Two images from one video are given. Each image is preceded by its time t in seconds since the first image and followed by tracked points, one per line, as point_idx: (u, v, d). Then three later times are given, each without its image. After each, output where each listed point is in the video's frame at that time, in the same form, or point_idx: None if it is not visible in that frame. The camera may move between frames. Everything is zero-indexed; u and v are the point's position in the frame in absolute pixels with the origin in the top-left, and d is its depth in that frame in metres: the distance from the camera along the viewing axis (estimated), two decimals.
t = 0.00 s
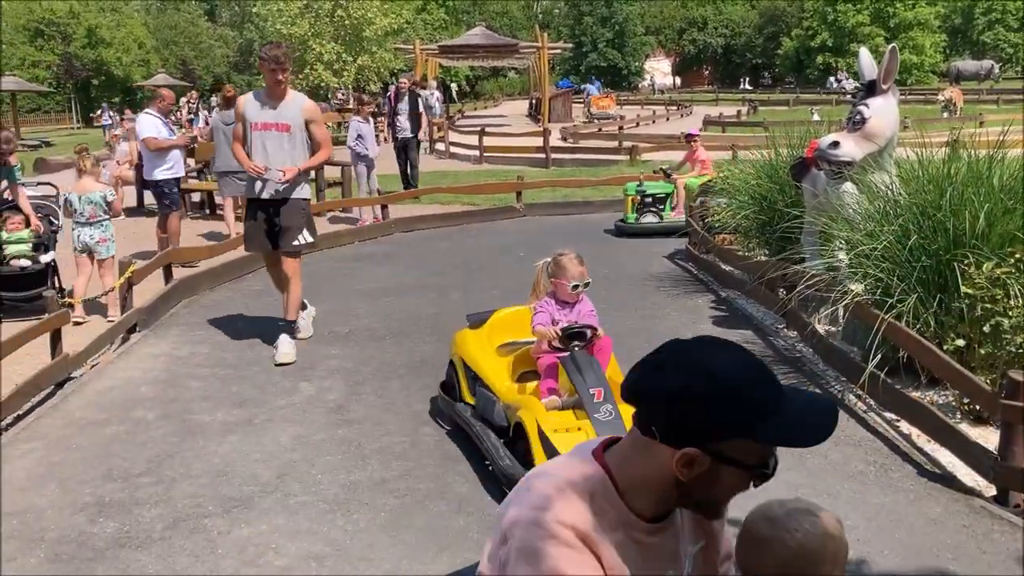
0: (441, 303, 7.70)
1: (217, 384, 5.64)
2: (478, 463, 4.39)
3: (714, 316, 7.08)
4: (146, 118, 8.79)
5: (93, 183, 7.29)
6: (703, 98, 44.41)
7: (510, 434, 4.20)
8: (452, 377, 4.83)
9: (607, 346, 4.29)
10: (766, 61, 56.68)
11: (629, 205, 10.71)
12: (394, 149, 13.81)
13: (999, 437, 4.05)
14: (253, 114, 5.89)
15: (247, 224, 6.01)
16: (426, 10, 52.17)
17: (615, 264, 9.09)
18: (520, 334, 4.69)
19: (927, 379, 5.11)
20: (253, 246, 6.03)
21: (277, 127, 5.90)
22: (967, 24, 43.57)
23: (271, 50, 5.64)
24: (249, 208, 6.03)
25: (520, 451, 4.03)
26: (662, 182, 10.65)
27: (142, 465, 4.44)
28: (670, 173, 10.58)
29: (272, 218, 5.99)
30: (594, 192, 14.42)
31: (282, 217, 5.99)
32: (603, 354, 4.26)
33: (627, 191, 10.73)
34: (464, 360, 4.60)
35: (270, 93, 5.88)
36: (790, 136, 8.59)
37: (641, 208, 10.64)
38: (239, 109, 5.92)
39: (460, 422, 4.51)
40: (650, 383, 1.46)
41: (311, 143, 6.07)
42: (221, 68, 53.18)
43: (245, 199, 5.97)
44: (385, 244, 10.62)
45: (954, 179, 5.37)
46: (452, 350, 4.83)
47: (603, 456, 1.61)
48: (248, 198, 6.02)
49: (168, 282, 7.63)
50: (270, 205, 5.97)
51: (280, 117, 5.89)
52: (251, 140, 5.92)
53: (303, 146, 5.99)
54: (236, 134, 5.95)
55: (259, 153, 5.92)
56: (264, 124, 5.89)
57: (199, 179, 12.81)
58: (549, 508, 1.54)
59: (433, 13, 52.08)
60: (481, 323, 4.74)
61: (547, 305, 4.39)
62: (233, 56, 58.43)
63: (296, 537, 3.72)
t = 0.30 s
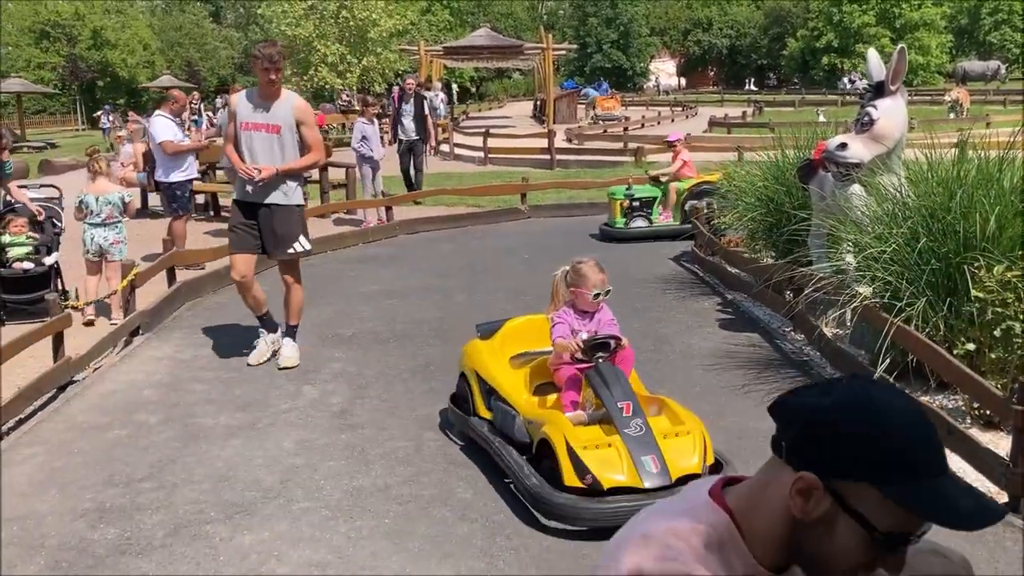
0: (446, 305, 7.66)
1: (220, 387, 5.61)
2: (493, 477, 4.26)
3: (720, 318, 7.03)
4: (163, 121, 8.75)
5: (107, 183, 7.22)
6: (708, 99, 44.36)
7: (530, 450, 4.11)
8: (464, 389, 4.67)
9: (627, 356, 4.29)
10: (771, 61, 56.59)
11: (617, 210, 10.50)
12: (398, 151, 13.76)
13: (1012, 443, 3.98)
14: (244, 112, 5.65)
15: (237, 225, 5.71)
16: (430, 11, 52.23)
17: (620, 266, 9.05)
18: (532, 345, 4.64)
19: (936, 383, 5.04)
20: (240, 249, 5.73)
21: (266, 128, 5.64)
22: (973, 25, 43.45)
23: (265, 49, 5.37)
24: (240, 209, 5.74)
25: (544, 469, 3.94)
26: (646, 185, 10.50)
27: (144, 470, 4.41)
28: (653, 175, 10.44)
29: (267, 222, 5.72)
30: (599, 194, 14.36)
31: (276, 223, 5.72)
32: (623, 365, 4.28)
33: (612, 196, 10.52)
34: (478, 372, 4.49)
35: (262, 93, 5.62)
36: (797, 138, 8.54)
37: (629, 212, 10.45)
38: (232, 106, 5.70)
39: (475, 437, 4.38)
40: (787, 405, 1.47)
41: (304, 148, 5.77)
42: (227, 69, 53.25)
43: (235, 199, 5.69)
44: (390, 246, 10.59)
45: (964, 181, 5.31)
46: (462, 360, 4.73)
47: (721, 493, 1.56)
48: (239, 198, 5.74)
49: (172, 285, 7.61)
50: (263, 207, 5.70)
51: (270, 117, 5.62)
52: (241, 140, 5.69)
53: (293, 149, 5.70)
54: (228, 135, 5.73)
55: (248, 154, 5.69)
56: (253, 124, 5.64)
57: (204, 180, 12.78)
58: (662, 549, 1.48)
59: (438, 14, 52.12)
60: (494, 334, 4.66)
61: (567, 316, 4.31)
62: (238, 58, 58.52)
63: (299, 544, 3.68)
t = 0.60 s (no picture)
0: (449, 308, 7.63)
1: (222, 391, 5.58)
2: (511, 492, 4.14)
3: (725, 321, 6.99)
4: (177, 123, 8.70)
5: (109, 186, 7.15)
6: (713, 100, 44.29)
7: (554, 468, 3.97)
8: (477, 402, 4.55)
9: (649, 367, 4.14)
10: (775, 62, 56.48)
11: (596, 213, 10.34)
12: (401, 152, 13.70)
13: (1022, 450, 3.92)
14: (223, 121, 5.43)
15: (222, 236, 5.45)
16: (435, 12, 52.25)
17: (624, 268, 9.02)
18: (541, 358, 4.56)
19: (944, 387, 4.98)
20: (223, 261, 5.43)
21: (249, 135, 5.42)
22: (979, 25, 43.29)
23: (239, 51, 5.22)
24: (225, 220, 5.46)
25: (569, 486, 3.80)
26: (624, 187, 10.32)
27: (144, 475, 4.38)
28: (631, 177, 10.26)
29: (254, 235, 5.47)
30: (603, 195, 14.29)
31: (265, 234, 5.47)
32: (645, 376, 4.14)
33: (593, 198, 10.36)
34: (492, 386, 4.37)
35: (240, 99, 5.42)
36: (803, 139, 8.49)
37: (609, 215, 10.30)
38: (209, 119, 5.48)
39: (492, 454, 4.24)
40: (927, 449, 1.28)
41: (289, 154, 5.55)
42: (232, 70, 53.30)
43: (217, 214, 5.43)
44: (394, 248, 10.57)
45: (972, 183, 5.25)
46: (472, 372, 4.65)
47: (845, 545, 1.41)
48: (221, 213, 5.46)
49: (174, 287, 7.59)
50: (250, 219, 5.45)
51: (250, 124, 5.40)
52: (224, 150, 5.46)
53: (278, 155, 5.47)
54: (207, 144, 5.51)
55: (232, 165, 5.45)
56: (234, 132, 5.42)
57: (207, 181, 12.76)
58: None
59: (443, 15, 52.11)
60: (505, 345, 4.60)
61: (583, 326, 4.18)
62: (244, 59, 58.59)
63: (298, 551, 3.64)
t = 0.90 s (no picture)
0: (451, 310, 7.58)
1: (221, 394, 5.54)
2: (535, 517, 3.92)
3: (728, 323, 6.93)
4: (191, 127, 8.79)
5: (104, 188, 7.13)
6: (717, 100, 44.23)
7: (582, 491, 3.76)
8: (491, 420, 4.33)
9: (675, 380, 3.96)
10: (780, 63, 56.37)
11: (587, 219, 9.99)
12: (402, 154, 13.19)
13: None
14: (186, 122, 5.11)
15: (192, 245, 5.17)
16: (439, 13, 52.23)
17: (627, 270, 8.97)
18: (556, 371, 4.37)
19: (950, 391, 4.93)
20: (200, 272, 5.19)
21: (214, 134, 5.11)
22: (985, 25, 43.17)
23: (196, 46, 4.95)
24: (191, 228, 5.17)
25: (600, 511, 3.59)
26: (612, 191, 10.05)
27: (141, 480, 4.34)
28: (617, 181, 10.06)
29: (224, 242, 5.18)
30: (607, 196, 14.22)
31: (235, 239, 5.17)
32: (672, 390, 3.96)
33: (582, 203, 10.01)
34: (510, 405, 4.15)
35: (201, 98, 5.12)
36: (807, 140, 8.43)
37: (600, 220, 9.98)
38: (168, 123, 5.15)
39: (512, 476, 4.03)
40: None
41: (257, 151, 5.27)
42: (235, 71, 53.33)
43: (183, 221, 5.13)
44: (396, 249, 10.53)
45: (979, 184, 5.18)
46: (484, 388, 4.43)
47: None
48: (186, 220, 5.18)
49: (174, 289, 7.55)
50: (216, 225, 5.16)
51: (215, 122, 5.10)
52: (190, 153, 5.13)
53: (248, 152, 5.18)
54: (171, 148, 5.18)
55: (200, 167, 5.12)
56: (199, 132, 5.10)
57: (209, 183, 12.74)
58: None
59: (447, 16, 52.08)
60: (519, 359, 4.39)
61: (606, 339, 3.92)
62: (248, 59, 58.64)
63: (294, 558, 3.59)
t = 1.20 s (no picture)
0: (452, 313, 7.55)
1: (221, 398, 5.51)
2: (571, 549, 3.66)
3: (731, 326, 6.88)
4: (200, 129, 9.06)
5: (104, 191, 7.11)
6: (721, 101, 44.18)
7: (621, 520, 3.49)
8: (511, 443, 4.04)
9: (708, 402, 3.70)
10: (784, 63, 56.27)
11: (563, 220, 9.94)
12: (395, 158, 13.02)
13: None
14: (160, 128, 4.81)
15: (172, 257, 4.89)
16: (443, 14, 52.32)
17: (630, 272, 8.94)
18: (579, 388, 4.05)
19: (954, 396, 4.88)
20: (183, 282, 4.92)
21: (191, 139, 4.83)
22: (991, 25, 43.03)
23: (171, 46, 4.67)
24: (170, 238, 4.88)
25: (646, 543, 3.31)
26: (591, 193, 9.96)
27: (138, 485, 4.31)
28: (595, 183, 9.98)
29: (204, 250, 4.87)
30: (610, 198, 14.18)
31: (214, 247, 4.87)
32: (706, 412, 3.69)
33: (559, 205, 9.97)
34: (535, 428, 3.86)
35: (175, 101, 4.83)
36: (810, 141, 8.39)
37: (577, 222, 9.91)
38: (141, 128, 4.85)
39: (542, 506, 3.75)
40: None
41: (235, 155, 5.00)
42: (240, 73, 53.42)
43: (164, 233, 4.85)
44: (398, 251, 10.50)
45: (983, 187, 5.13)
46: (501, 409, 4.14)
47: None
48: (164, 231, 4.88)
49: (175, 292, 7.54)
50: (196, 234, 4.86)
51: (191, 126, 4.81)
52: (165, 160, 4.84)
53: (227, 157, 4.91)
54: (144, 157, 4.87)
55: (176, 174, 4.83)
56: (174, 138, 4.80)
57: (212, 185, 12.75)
58: None
59: (451, 17, 52.16)
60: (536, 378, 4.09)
61: (641, 356, 3.61)
62: (252, 61, 58.70)
63: (291, 565, 3.57)
